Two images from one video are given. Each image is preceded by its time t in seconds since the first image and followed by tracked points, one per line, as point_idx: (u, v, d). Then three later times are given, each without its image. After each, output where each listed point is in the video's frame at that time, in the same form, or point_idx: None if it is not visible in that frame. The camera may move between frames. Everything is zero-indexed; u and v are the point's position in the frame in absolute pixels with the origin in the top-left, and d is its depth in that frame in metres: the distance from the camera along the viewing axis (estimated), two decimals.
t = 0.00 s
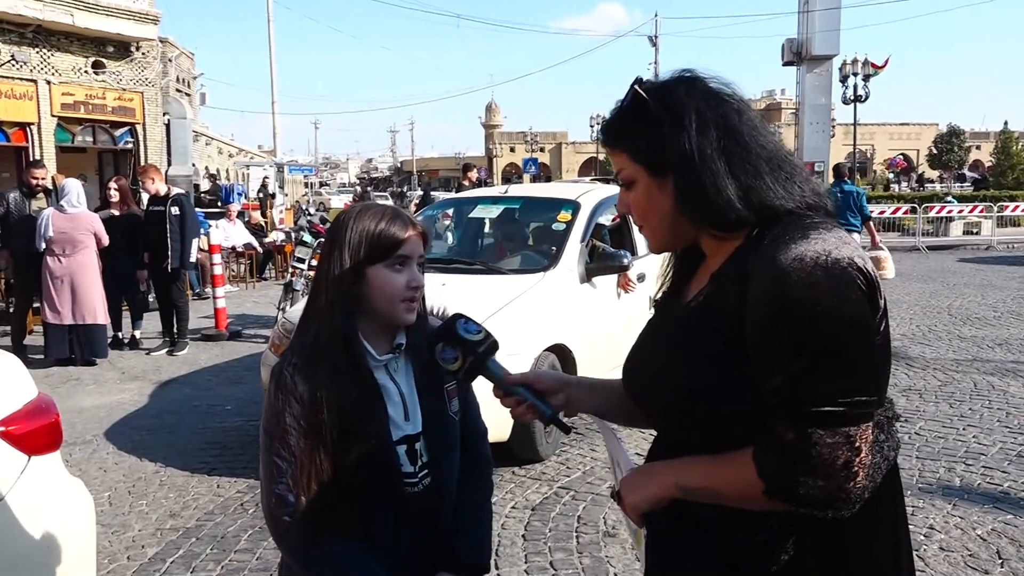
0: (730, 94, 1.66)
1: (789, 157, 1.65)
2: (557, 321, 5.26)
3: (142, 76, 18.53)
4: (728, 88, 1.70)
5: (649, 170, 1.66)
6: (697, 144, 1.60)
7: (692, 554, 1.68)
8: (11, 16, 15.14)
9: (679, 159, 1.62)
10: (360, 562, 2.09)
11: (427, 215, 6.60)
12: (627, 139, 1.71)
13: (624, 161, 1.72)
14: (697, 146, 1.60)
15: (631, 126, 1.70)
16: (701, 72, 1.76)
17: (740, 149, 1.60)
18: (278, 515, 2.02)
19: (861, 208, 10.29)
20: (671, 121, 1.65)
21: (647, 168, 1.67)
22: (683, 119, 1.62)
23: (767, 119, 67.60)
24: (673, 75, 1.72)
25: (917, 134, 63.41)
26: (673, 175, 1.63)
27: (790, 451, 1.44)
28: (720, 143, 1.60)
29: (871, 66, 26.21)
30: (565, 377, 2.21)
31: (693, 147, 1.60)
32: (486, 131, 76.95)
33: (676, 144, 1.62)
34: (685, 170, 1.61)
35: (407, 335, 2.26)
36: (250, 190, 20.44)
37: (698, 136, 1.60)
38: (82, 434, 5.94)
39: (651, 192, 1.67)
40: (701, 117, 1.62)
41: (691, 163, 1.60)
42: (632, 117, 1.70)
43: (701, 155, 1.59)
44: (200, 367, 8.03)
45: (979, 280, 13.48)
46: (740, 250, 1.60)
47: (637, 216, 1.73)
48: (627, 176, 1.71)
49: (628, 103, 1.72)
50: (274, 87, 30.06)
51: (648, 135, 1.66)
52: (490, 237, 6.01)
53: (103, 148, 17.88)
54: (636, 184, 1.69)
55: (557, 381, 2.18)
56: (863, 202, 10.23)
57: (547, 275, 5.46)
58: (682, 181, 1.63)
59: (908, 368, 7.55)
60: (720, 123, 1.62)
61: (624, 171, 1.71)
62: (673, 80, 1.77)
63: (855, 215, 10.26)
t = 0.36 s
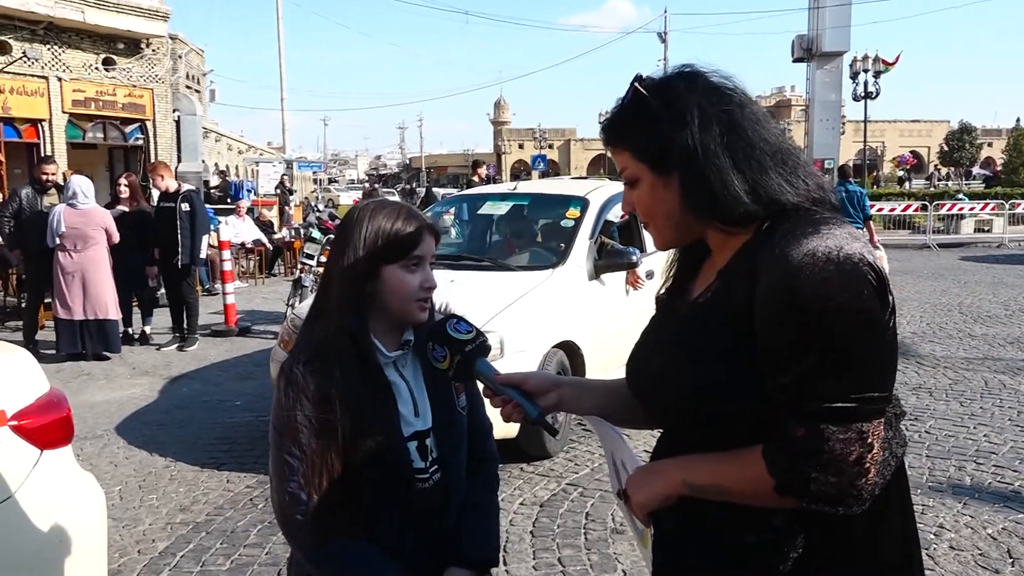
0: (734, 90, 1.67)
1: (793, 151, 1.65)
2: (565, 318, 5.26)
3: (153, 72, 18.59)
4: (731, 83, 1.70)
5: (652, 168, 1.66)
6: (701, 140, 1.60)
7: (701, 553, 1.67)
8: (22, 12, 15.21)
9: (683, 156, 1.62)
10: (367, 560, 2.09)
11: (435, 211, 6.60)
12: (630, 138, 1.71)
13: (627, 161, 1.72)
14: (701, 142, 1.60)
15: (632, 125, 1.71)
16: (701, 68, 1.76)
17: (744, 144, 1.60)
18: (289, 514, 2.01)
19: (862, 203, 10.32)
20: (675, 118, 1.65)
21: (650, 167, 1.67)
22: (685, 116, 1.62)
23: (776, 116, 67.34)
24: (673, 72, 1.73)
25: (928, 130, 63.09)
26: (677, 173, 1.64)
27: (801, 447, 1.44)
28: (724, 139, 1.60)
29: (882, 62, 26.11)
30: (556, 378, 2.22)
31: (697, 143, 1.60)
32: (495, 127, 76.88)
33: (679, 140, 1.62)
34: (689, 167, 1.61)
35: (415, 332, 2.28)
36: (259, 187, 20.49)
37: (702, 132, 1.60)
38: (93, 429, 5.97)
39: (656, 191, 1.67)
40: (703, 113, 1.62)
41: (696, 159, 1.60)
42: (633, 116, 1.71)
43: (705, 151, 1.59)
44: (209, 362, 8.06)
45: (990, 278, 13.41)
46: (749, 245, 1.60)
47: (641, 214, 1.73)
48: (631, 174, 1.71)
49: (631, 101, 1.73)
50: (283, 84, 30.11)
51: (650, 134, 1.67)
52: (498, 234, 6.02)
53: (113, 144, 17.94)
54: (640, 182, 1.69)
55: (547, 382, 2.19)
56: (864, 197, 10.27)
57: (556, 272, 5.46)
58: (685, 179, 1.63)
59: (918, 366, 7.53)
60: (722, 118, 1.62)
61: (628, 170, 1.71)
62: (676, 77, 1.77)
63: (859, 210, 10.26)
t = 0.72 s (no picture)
0: (747, 88, 1.66)
1: (804, 149, 1.65)
2: (573, 317, 5.26)
3: (161, 73, 18.66)
4: (744, 82, 1.69)
5: (665, 167, 1.66)
6: (713, 138, 1.60)
7: (713, 552, 1.67)
8: (31, 14, 15.29)
9: (695, 154, 1.61)
10: (381, 561, 2.10)
11: (443, 211, 6.60)
12: (642, 136, 1.70)
13: (639, 159, 1.72)
14: (713, 140, 1.60)
15: (645, 123, 1.70)
16: (715, 66, 1.75)
17: (756, 141, 1.60)
18: (309, 518, 2.01)
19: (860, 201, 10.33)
20: (686, 115, 1.64)
21: (663, 164, 1.66)
22: (696, 114, 1.62)
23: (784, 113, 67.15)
24: (683, 69, 1.72)
25: (937, 127, 62.80)
26: (689, 170, 1.63)
27: (815, 444, 1.43)
28: (733, 137, 1.60)
29: (890, 59, 26.01)
30: (569, 377, 2.22)
31: (708, 141, 1.60)
32: (502, 127, 76.82)
33: (691, 138, 1.62)
34: (702, 164, 1.60)
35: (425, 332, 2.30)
36: (267, 187, 20.53)
37: (714, 130, 1.60)
38: (103, 429, 6.00)
39: (667, 188, 1.67)
40: (715, 112, 1.61)
41: (709, 155, 1.60)
42: (646, 114, 1.70)
43: (717, 147, 1.59)
44: (218, 362, 8.09)
45: (1000, 275, 13.34)
46: (761, 243, 1.60)
47: (651, 212, 1.73)
48: (643, 172, 1.71)
49: (643, 97, 1.72)
50: (291, 84, 30.18)
51: (663, 132, 1.66)
52: (506, 233, 6.02)
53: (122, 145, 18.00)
54: (652, 179, 1.69)
55: (559, 381, 2.20)
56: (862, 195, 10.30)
57: (563, 271, 5.46)
58: (696, 177, 1.62)
59: (928, 364, 7.50)
60: (732, 115, 1.61)
61: (639, 168, 1.71)
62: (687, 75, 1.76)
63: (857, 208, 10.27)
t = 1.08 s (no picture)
0: (777, 80, 1.67)
1: (821, 148, 1.65)
2: (571, 318, 5.25)
3: (157, 77, 18.65)
4: (786, 80, 1.70)
5: (689, 144, 1.68)
6: (737, 122, 1.60)
7: (709, 550, 1.67)
8: (27, 19, 15.29)
9: (717, 137, 1.63)
10: (375, 563, 2.10)
11: (441, 213, 6.60)
12: (671, 111, 1.72)
13: (666, 129, 1.73)
14: (735, 125, 1.60)
15: (676, 99, 1.72)
16: (767, 64, 1.75)
17: (775, 133, 1.60)
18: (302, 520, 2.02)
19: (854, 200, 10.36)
20: (714, 99, 1.65)
21: (688, 142, 1.68)
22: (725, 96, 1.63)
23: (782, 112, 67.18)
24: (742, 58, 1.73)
25: (934, 124, 62.83)
26: (711, 151, 1.65)
27: (809, 440, 1.44)
28: (759, 125, 1.60)
29: (886, 57, 26.03)
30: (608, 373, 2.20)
31: (735, 125, 1.60)
32: (499, 128, 76.79)
33: (720, 120, 1.63)
34: (723, 147, 1.61)
35: (421, 335, 2.29)
36: (265, 190, 20.54)
37: (737, 117, 1.60)
38: (102, 434, 5.99)
39: (687, 166, 1.69)
40: (749, 97, 1.62)
41: (728, 141, 1.61)
42: (678, 91, 1.72)
43: (742, 135, 1.60)
44: (218, 366, 8.08)
45: (998, 272, 13.35)
46: (762, 237, 1.60)
47: (665, 187, 1.75)
48: (665, 146, 1.73)
49: (678, 77, 1.73)
50: (288, 87, 30.18)
51: (693, 110, 1.67)
52: (504, 234, 6.02)
53: (120, 149, 18.01)
54: (673, 157, 1.71)
55: (599, 371, 2.16)
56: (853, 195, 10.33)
57: (561, 271, 5.46)
58: (715, 159, 1.64)
59: (927, 360, 7.50)
60: (765, 105, 1.62)
61: (664, 137, 1.73)
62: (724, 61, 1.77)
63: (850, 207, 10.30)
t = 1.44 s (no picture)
0: (787, 78, 1.67)
1: (827, 148, 1.65)
2: (566, 320, 5.25)
3: (150, 82, 18.63)
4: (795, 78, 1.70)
5: (697, 140, 1.68)
6: (743, 120, 1.61)
7: (695, 543, 1.70)
8: (19, 25, 15.25)
9: (723, 134, 1.64)
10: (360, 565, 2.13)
11: (435, 216, 6.59)
12: (679, 106, 1.73)
13: (672, 126, 1.74)
14: (742, 121, 1.61)
15: (685, 93, 1.73)
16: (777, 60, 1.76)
17: (780, 133, 1.60)
18: (287, 524, 2.06)
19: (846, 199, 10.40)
20: (723, 95, 1.66)
21: (694, 137, 1.69)
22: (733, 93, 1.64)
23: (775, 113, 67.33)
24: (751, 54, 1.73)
25: (927, 124, 63.03)
26: (717, 146, 1.65)
27: (790, 438, 1.45)
28: (765, 121, 1.61)
29: (878, 58, 26.10)
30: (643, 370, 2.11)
31: (741, 123, 1.61)
32: (493, 131, 76.78)
33: (727, 117, 1.64)
34: (729, 142, 1.62)
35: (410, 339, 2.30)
36: (259, 194, 20.51)
37: (746, 112, 1.61)
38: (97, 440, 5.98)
39: (692, 161, 1.69)
40: (757, 94, 1.62)
41: (733, 137, 1.62)
42: (687, 85, 1.73)
43: (751, 130, 1.60)
44: (212, 371, 8.07)
45: (991, 271, 13.40)
46: (759, 236, 1.61)
47: (669, 184, 1.76)
48: (671, 141, 1.74)
49: (688, 72, 1.74)
50: (281, 91, 30.16)
51: (702, 106, 1.68)
52: (499, 237, 6.02)
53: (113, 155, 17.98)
54: (679, 151, 1.71)
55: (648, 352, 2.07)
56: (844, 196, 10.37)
57: (556, 274, 5.47)
58: (721, 155, 1.64)
59: (921, 360, 7.52)
60: (774, 102, 1.62)
61: (670, 132, 1.74)
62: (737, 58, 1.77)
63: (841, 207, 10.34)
